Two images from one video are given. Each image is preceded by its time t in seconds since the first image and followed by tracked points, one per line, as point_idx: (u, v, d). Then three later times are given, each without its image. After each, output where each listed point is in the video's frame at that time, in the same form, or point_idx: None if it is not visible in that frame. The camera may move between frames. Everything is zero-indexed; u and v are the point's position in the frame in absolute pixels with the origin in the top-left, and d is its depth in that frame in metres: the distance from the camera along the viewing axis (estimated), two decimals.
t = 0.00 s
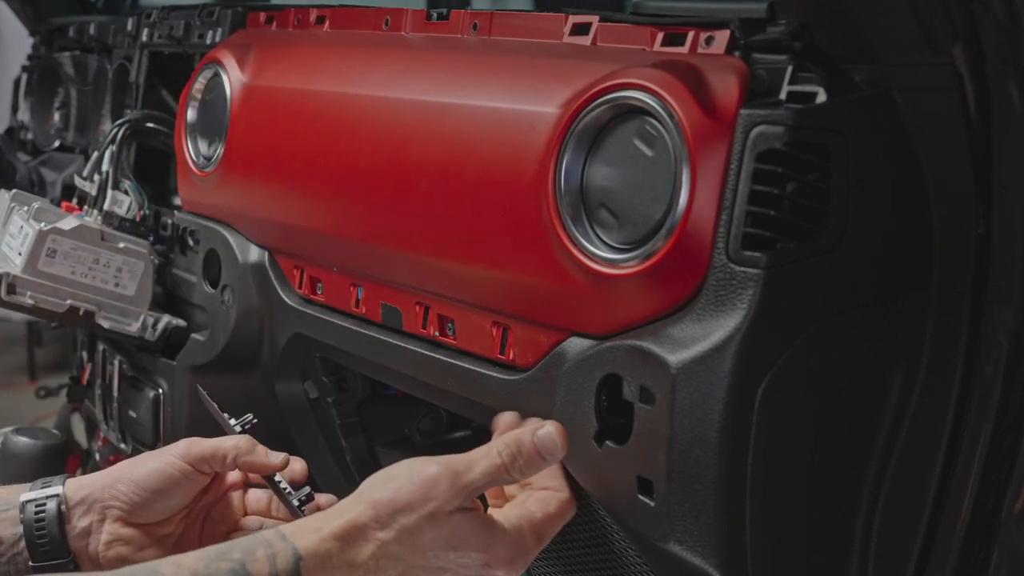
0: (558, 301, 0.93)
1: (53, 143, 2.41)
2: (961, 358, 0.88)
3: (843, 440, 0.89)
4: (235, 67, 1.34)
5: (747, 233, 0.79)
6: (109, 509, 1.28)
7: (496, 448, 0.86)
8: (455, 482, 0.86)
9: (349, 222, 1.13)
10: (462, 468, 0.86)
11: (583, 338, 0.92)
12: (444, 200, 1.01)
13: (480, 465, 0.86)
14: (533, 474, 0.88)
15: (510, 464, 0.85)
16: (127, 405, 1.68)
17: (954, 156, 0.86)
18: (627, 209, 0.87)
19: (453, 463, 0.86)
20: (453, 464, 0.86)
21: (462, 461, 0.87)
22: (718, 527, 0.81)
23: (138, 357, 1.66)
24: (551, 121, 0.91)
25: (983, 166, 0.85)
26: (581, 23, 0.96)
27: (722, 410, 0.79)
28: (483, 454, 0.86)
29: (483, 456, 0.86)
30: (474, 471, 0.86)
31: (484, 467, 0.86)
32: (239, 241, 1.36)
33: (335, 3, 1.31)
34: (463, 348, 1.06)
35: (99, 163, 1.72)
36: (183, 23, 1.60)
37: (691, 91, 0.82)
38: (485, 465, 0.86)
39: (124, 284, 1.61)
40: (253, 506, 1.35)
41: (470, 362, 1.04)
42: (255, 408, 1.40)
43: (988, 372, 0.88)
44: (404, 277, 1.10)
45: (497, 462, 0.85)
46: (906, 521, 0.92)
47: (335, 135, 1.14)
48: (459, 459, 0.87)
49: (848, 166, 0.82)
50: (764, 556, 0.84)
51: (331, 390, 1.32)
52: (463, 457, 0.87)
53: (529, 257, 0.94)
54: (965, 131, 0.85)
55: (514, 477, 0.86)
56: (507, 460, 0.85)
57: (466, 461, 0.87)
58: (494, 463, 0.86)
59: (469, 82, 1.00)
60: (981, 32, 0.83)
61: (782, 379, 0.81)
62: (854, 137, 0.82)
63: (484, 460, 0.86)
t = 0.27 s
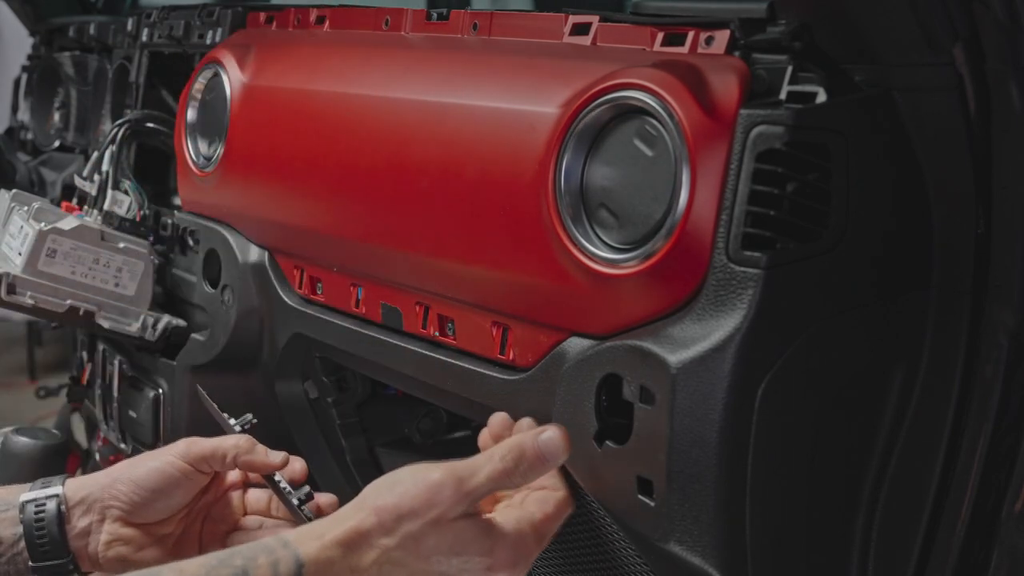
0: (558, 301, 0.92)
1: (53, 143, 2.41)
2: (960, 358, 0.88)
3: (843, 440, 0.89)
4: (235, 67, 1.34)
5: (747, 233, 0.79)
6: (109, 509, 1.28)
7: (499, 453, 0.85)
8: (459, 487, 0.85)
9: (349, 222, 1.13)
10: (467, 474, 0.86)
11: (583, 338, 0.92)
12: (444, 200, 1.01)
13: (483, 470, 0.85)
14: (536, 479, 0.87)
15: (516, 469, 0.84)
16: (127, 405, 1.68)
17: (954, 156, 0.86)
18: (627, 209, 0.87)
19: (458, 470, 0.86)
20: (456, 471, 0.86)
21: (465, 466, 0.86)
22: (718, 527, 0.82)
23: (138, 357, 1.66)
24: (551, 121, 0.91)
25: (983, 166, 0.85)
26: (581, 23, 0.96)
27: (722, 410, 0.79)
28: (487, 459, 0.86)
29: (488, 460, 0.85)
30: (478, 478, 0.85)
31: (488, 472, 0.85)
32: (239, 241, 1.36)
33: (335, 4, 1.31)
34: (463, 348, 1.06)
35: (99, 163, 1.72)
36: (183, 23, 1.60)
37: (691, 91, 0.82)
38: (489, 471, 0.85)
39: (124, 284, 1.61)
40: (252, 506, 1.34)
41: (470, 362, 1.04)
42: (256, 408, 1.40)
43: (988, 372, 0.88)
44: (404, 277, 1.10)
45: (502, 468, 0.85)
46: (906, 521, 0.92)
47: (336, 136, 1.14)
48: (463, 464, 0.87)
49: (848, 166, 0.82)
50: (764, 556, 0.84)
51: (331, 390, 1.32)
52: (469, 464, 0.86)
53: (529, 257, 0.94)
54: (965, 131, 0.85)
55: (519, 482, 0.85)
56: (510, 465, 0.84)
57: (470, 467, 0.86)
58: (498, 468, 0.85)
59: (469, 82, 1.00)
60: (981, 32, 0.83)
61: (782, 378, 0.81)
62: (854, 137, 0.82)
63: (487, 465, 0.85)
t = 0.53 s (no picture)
0: (558, 301, 0.92)
1: (53, 143, 2.42)
2: (960, 358, 0.88)
3: (843, 440, 0.89)
4: (235, 67, 1.34)
5: (747, 232, 0.79)
6: (118, 523, 1.28)
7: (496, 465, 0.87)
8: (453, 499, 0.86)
9: (349, 222, 1.13)
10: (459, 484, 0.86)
11: (583, 338, 0.92)
12: (444, 200, 1.01)
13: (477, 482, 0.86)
14: (527, 488, 0.88)
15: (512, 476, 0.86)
16: (127, 405, 1.68)
17: (954, 156, 0.86)
18: (627, 209, 0.87)
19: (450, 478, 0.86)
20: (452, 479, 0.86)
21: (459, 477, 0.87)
22: (718, 527, 0.82)
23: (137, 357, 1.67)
24: (551, 121, 0.91)
25: (983, 165, 0.85)
26: (581, 23, 0.96)
27: (722, 410, 0.79)
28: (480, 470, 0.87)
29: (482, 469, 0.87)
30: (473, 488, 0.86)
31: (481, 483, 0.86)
32: (239, 241, 1.36)
33: (335, 3, 1.31)
34: (462, 348, 1.06)
35: (99, 163, 1.72)
36: (183, 23, 1.60)
37: (691, 91, 0.82)
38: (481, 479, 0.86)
39: (124, 284, 1.61)
40: (259, 522, 1.35)
41: (470, 362, 1.04)
42: (256, 408, 1.40)
43: (988, 372, 0.88)
44: (404, 277, 1.10)
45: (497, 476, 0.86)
46: (906, 521, 0.92)
47: (335, 136, 1.14)
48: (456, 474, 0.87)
49: (848, 166, 0.82)
50: (764, 556, 0.85)
51: (331, 390, 1.32)
52: (461, 473, 0.87)
53: (529, 257, 0.94)
54: (965, 131, 0.85)
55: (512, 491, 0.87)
56: (503, 475, 0.86)
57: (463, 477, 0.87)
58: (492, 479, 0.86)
59: (469, 82, 1.00)
60: (981, 32, 0.83)
61: (782, 378, 0.81)
62: (854, 137, 0.82)
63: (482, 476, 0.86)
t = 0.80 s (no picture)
0: (558, 301, 0.92)
1: (53, 143, 2.42)
2: (960, 357, 0.88)
3: (843, 439, 0.89)
4: (235, 67, 1.34)
5: (747, 233, 0.79)
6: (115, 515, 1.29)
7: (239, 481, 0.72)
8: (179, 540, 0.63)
9: (349, 222, 1.13)
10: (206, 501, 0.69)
11: (583, 338, 0.92)
12: (444, 200, 1.01)
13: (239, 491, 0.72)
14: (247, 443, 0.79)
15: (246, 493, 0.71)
16: (127, 405, 1.68)
17: (954, 156, 0.86)
18: (627, 209, 0.87)
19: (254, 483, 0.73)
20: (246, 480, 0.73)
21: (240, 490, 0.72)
22: (718, 527, 0.82)
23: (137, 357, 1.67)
24: (551, 121, 0.91)
25: (983, 165, 0.85)
26: (581, 23, 0.96)
27: (722, 410, 0.79)
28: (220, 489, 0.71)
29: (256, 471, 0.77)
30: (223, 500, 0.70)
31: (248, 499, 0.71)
32: (239, 241, 1.36)
33: (335, 3, 1.31)
34: (462, 348, 1.06)
35: (99, 163, 1.72)
36: (183, 23, 1.60)
37: (691, 91, 0.82)
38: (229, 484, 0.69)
39: (124, 284, 1.61)
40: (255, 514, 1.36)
41: (470, 362, 1.04)
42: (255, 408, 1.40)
43: (988, 372, 0.88)
44: (404, 277, 1.10)
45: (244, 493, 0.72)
46: (906, 520, 0.92)
47: (335, 136, 1.14)
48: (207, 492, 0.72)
49: (848, 166, 0.82)
50: (764, 556, 0.84)
51: (331, 389, 1.31)
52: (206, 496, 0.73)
53: (528, 257, 0.94)
54: (965, 131, 0.85)
55: (261, 521, 0.70)
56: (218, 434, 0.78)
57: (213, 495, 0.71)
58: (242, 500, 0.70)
59: (469, 82, 1.00)
60: (981, 31, 0.83)
61: (783, 378, 0.81)
62: (854, 137, 0.82)
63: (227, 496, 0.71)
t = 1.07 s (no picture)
0: (558, 301, 0.92)
1: (53, 143, 2.42)
2: (961, 357, 0.88)
3: (843, 439, 0.89)
4: (235, 67, 1.34)
5: (747, 232, 0.79)
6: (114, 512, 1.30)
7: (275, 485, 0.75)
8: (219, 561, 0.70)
9: (349, 222, 1.13)
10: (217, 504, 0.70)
11: (583, 338, 0.92)
12: (444, 200, 1.01)
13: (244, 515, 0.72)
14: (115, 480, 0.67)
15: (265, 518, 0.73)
16: (127, 405, 1.68)
17: (954, 157, 0.86)
18: (627, 209, 0.87)
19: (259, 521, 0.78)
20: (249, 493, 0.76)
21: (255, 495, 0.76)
22: (718, 527, 0.82)
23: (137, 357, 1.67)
24: (551, 121, 0.91)
25: (983, 165, 0.86)
26: (581, 23, 0.96)
27: (722, 410, 0.79)
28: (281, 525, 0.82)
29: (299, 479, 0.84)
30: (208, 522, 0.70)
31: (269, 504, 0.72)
32: (239, 241, 1.36)
33: (335, 3, 1.31)
34: (462, 348, 1.06)
35: (99, 163, 1.72)
36: (183, 23, 1.60)
37: (691, 91, 0.82)
38: (214, 464, 0.64)
39: (124, 284, 1.61)
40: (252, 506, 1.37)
41: (470, 362, 1.04)
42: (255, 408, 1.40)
43: (988, 372, 0.88)
44: (404, 277, 1.10)
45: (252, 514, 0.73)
46: (906, 520, 0.92)
47: (335, 136, 1.14)
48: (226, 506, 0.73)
49: (848, 166, 0.82)
50: (764, 557, 0.84)
51: (331, 390, 1.31)
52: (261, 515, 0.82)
53: (528, 257, 0.94)
54: (965, 131, 0.85)
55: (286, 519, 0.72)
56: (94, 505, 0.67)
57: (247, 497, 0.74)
58: (290, 493, 0.72)
59: (469, 82, 1.00)
60: (981, 31, 0.83)
61: (784, 378, 0.81)
62: (854, 137, 0.82)
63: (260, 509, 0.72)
